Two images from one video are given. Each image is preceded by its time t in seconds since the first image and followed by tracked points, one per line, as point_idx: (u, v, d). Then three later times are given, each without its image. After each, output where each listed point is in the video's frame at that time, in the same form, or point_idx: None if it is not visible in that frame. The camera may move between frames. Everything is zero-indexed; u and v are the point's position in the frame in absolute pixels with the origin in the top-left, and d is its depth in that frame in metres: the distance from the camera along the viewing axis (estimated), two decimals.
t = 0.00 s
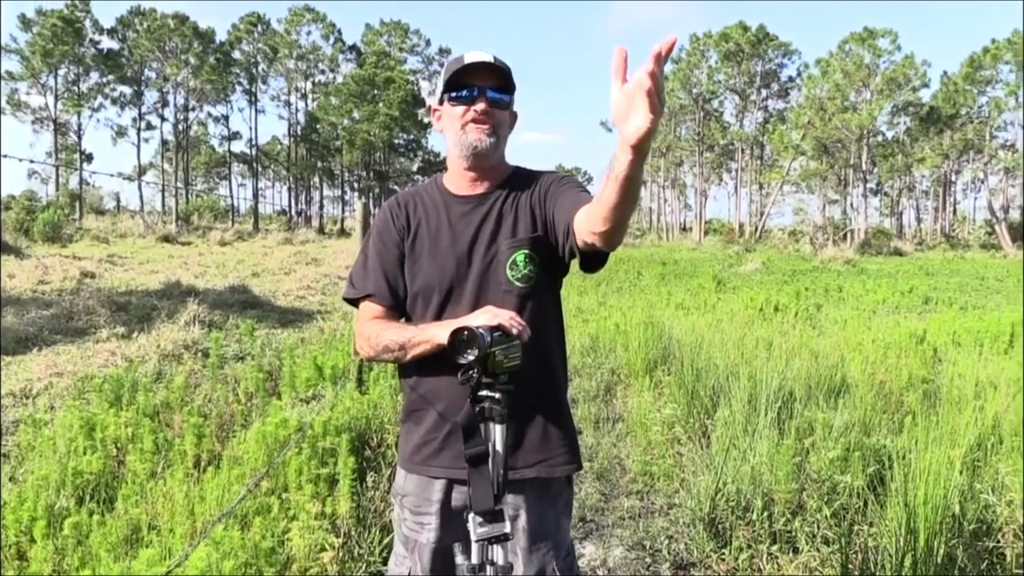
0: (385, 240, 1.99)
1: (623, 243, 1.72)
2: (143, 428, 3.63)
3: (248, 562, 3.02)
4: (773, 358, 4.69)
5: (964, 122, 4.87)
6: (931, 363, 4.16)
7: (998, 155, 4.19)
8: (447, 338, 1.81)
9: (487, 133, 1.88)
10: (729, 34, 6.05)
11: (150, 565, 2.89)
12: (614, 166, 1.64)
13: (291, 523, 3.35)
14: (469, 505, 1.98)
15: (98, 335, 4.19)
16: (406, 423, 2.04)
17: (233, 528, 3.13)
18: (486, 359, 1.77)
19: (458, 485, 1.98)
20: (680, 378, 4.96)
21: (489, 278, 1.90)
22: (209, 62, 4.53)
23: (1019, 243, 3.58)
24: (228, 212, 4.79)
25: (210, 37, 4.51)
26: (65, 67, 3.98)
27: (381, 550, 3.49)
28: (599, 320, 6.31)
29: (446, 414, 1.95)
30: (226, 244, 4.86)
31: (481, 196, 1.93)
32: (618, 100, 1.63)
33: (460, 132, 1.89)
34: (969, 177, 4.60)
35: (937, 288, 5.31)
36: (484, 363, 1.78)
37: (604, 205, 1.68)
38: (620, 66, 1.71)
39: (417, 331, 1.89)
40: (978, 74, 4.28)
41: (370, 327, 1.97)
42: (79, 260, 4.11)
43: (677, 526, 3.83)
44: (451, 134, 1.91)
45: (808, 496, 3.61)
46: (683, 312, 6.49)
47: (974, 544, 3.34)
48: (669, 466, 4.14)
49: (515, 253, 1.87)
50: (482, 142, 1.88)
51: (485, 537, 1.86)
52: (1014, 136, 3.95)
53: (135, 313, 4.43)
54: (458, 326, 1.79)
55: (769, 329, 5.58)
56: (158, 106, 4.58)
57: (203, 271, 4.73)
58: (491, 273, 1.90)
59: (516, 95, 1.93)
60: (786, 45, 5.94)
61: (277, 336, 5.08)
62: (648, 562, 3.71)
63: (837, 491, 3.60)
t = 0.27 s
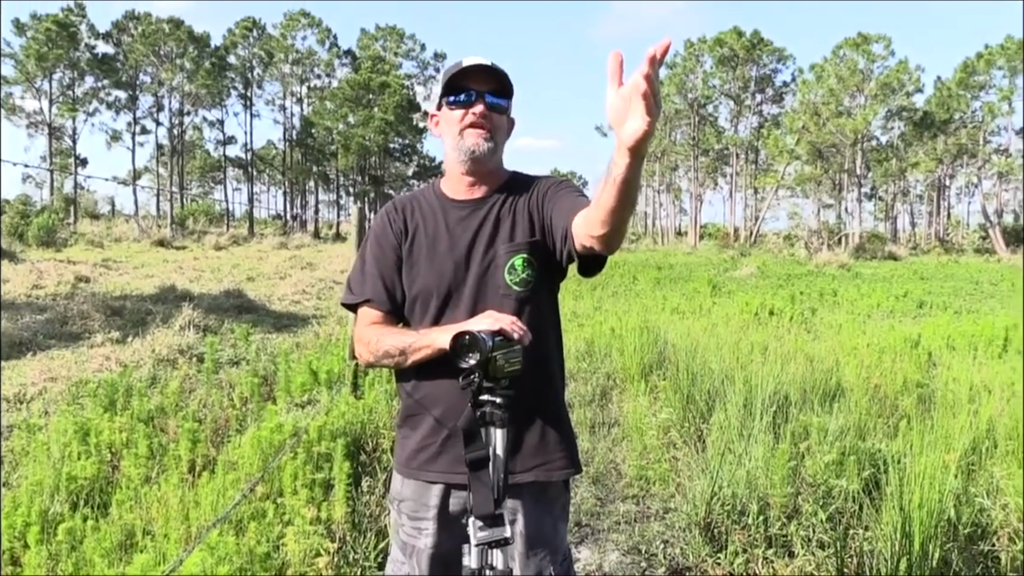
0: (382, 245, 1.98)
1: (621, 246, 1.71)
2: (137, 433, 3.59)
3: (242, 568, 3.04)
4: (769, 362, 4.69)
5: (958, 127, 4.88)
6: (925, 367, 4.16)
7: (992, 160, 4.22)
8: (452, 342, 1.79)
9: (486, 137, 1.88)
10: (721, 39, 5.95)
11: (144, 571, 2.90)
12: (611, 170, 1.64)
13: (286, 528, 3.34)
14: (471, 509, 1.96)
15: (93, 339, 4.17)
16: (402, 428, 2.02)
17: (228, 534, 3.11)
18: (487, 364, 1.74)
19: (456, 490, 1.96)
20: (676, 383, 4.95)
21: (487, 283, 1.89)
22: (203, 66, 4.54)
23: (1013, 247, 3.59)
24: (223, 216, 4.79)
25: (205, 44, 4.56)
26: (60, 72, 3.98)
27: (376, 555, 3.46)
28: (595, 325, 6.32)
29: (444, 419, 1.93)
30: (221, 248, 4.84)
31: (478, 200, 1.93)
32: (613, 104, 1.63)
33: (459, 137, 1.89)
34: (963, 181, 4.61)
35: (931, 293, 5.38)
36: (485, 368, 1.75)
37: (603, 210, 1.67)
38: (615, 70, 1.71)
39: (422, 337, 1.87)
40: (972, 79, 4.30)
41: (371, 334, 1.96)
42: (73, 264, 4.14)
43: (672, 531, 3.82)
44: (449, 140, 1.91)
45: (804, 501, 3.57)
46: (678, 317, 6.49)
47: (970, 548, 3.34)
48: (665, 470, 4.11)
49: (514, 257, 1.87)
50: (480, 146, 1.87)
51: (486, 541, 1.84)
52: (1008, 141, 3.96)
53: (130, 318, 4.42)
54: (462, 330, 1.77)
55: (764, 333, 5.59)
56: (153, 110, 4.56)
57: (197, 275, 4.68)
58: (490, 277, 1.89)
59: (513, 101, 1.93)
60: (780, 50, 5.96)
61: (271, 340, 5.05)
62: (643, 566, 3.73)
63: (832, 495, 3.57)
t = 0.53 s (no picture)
0: (384, 246, 1.97)
1: (623, 250, 1.71)
2: (137, 435, 3.59)
3: (243, 570, 3.02)
4: (769, 364, 4.68)
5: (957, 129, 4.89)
6: (924, 368, 4.16)
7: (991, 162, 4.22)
8: (451, 343, 1.76)
9: (484, 142, 1.87)
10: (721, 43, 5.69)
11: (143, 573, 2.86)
12: (611, 173, 1.63)
13: (284, 530, 3.34)
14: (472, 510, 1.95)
15: (92, 341, 4.19)
16: (401, 429, 2.00)
17: (227, 536, 3.10)
18: (490, 367, 1.73)
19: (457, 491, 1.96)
20: (675, 385, 4.94)
21: (490, 285, 1.88)
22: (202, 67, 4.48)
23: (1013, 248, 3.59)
24: (223, 218, 4.59)
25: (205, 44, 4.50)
26: (59, 73, 3.99)
27: (376, 557, 3.43)
28: (594, 327, 6.32)
29: (444, 420, 1.92)
30: (221, 250, 4.71)
31: (481, 202, 1.92)
32: (611, 107, 1.62)
33: (458, 142, 1.88)
34: (962, 183, 4.62)
35: (929, 294, 5.33)
36: (487, 370, 1.74)
37: (603, 213, 1.67)
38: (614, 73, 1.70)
39: (422, 337, 1.84)
40: (971, 81, 4.30)
41: (374, 336, 1.94)
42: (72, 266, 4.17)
43: (671, 533, 3.79)
44: (449, 144, 1.90)
45: (802, 503, 3.58)
46: (677, 319, 6.48)
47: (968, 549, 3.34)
48: (664, 472, 4.11)
49: (516, 260, 1.86)
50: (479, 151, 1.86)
51: (486, 543, 1.85)
52: (1007, 143, 3.97)
53: (129, 318, 4.45)
54: (462, 331, 1.75)
55: (762, 336, 5.58)
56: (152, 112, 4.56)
57: (196, 278, 4.68)
58: (492, 279, 1.88)
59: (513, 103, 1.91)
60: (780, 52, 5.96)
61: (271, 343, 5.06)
62: (642, 568, 3.71)
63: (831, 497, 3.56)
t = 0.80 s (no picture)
0: (385, 246, 1.91)
1: (625, 249, 1.66)
2: (136, 437, 3.61)
3: (242, 570, 2.98)
4: (769, 366, 4.68)
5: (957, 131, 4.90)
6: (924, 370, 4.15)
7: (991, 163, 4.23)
8: (451, 345, 1.71)
9: (486, 146, 1.80)
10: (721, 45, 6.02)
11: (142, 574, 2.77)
12: (610, 174, 1.58)
13: (284, 531, 3.32)
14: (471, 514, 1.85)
15: (91, 342, 4.25)
16: (402, 431, 1.98)
17: (227, 537, 3.07)
18: (491, 368, 1.65)
19: (456, 493, 1.92)
20: (675, 386, 4.93)
21: (491, 286, 1.81)
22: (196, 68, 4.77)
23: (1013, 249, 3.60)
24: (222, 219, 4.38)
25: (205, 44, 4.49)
26: (60, 74, 4.04)
27: (376, 558, 3.42)
28: (594, 329, 6.33)
29: (444, 421, 1.88)
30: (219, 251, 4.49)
31: (484, 204, 1.85)
32: (607, 106, 1.55)
33: (459, 146, 1.81)
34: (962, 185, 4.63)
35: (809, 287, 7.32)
36: (488, 371, 1.66)
37: (603, 213, 1.62)
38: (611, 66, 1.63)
39: (421, 339, 1.78)
40: (971, 82, 4.31)
41: (373, 338, 1.88)
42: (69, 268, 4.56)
43: (671, 534, 3.75)
44: (450, 146, 1.83)
45: (803, 504, 3.58)
46: (677, 320, 6.47)
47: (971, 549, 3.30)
48: (665, 473, 4.13)
49: (518, 260, 1.78)
50: (480, 155, 1.79)
51: (488, 544, 1.74)
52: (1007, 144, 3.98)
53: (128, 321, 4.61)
54: (462, 333, 1.69)
55: (763, 337, 5.56)
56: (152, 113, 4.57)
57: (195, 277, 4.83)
58: (493, 280, 1.81)
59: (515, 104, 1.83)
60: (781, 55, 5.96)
61: (271, 345, 5.07)
62: (643, 569, 3.62)
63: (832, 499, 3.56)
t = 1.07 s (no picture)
0: (386, 246, 1.91)
1: (625, 251, 1.66)
2: (136, 437, 3.61)
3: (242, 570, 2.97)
4: (769, 366, 4.68)
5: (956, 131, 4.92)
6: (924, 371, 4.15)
7: (990, 163, 4.24)
8: (451, 345, 1.70)
9: (487, 149, 1.79)
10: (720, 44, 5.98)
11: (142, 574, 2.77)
12: (609, 175, 1.57)
13: (284, 531, 3.32)
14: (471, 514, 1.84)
15: (91, 343, 4.30)
16: (403, 431, 1.98)
17: (227, 537, 3.06)
18: (491, 368, 1.65)
19: (456, 493, 1.92)
20: (675, 387, 4.93)
21: (492, 287, 1.81)
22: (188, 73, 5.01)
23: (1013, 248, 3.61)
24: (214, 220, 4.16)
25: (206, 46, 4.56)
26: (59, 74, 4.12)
27: (376, 558, 3.41)
28: (594, 330, 6.33)
29: (443, 421, 1.88)
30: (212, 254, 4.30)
31: (484, 205, 1.85)
32: (606, 109, 1.55)
33: (460, 149, 1.80)
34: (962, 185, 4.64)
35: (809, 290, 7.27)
36: (488, 372, 1.66)
37: (603, 215, 1.62)
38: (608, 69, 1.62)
39: (422, 339, 1.78)
40: (971, 82, 4.31)
41: (373, 337, 1.88)
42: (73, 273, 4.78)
43: (671, 534, 3.75)
44: (452, 149, 1.83)
45: (802, 504, 3.57)
46: (678, 320, 6.47)
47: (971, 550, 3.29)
48: (665, 473, 4.12)
49: (518, 262, 1.78)
50: (481, 158, 1.79)
51: (487, 545, 1.73)
52: (1006, 144, 3.98)
53: (129, 321, 4.67)
54: (463, 334, 1.68)
55: (763, 337, 5.56)
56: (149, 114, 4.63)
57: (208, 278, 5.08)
58: (493, 280, 1.81)
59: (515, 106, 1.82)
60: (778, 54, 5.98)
61: (271, 345, 5.06)
62: (643, 569, 3.62)
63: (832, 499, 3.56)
